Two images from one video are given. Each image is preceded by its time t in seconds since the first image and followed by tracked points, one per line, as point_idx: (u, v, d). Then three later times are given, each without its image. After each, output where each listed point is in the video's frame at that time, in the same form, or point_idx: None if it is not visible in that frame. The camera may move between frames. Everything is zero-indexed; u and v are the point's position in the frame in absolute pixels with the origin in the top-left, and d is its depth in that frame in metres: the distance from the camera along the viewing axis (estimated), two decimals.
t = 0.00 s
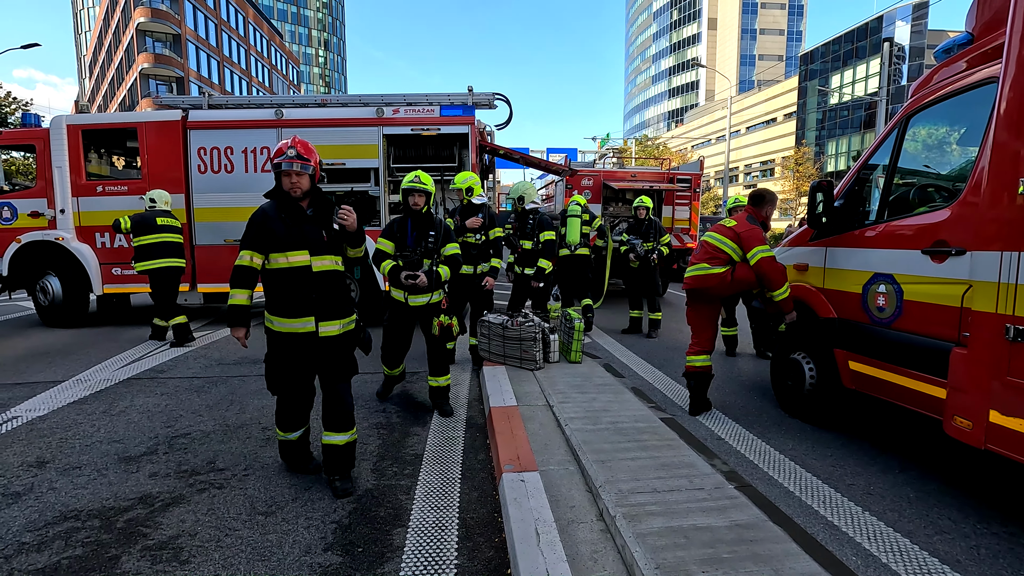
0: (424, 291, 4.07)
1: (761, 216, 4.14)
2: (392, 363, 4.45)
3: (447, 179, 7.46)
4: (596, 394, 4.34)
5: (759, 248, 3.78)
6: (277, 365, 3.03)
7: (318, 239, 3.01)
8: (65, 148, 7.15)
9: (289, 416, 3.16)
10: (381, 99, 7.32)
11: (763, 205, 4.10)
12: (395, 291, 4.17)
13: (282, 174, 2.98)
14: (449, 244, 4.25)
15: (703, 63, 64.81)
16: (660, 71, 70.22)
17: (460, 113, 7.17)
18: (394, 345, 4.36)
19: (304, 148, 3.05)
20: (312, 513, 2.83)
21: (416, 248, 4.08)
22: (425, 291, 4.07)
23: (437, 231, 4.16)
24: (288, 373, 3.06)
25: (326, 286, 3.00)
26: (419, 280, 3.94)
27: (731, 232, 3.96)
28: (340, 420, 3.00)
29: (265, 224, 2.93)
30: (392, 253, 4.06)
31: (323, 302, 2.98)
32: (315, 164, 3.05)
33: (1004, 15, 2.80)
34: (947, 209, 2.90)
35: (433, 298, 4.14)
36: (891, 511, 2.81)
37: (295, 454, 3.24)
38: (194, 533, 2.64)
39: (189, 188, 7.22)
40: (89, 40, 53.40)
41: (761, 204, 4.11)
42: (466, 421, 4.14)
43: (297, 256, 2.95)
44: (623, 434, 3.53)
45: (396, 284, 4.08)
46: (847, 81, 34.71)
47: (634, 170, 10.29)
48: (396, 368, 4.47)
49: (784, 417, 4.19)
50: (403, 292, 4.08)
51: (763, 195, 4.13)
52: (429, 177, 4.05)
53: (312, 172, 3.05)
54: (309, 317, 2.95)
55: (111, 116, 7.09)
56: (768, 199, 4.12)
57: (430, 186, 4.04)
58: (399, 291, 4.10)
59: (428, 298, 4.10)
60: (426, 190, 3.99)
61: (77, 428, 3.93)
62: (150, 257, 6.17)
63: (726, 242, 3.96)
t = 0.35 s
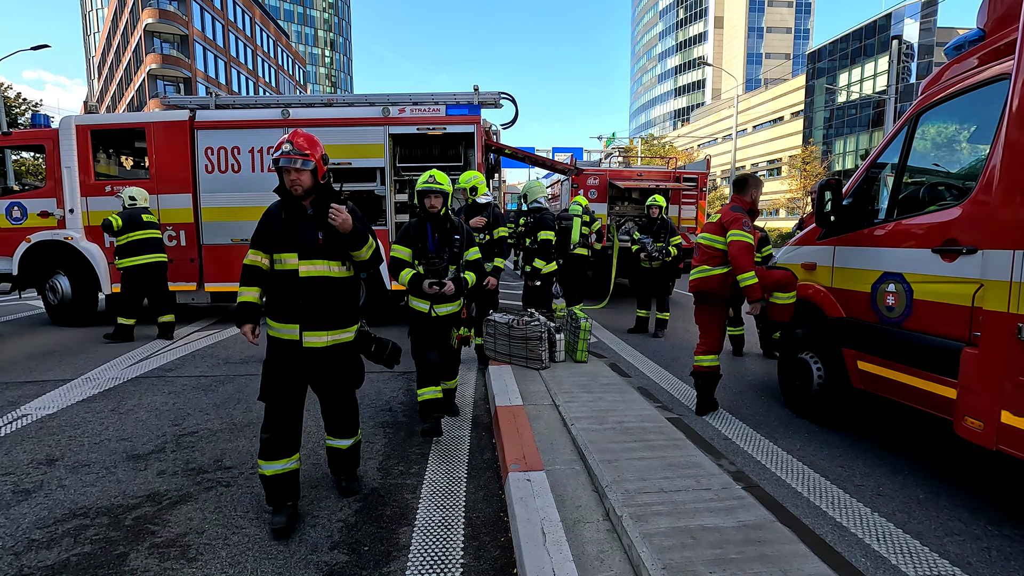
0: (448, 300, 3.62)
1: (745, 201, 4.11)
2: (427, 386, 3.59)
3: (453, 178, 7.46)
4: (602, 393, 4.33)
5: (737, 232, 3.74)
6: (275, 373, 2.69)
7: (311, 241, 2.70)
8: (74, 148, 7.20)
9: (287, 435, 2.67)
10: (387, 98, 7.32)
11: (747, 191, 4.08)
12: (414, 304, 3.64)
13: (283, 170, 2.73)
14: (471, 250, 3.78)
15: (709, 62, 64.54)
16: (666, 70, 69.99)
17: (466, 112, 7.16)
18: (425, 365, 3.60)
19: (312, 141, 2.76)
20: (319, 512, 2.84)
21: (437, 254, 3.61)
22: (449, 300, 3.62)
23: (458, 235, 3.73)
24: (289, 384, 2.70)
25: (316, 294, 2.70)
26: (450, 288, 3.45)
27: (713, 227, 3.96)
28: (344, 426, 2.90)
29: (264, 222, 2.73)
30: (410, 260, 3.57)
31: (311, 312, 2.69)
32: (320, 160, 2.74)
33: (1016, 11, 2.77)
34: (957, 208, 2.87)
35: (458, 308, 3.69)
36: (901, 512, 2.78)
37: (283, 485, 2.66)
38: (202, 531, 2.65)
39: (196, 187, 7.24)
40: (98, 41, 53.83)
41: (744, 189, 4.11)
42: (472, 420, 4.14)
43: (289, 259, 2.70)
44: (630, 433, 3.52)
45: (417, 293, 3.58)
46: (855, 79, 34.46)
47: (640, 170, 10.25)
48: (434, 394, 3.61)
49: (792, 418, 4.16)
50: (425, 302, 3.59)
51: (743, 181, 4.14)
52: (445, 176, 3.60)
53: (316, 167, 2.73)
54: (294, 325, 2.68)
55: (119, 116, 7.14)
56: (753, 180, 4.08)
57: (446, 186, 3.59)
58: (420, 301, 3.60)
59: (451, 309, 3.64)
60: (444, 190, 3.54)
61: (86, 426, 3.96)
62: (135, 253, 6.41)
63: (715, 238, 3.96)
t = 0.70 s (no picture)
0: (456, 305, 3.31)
1: (739, 192, 4.07)
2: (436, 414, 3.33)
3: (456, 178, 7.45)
4: (606, 394, 4.32)
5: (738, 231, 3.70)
6: (240, 404, 2.35)
7: (274, 250, 2.36)
8: (80, 148, 7.23)
9: (262, 469, 2.32)
10: (391, 98, 7.32)
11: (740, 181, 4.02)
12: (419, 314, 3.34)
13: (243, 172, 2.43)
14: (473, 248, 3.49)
15: (713, 61, 64.37)
16: (670, 69, 69.87)
17: (470, 112, 7.15)
18: (433, 387, 3.32)
19: (275, 138, 2.43)
20: (322, 512, 2.83)
21: (440, 256, 3.30)
22: (458, 305, 3.31)
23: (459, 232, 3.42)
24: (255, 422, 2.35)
25: (281, 311, 2.38)
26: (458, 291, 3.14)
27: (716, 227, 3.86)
28: (344, 438, 2.75)
29: (223, 232, 2.40)
30: (409, 265, 3.28)
31: (276, 331, 2.36)
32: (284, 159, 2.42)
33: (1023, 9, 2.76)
34: (964, 207, 2.85)
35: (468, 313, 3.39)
36: (906, 514, 2.76)
37: (265, 524, 2.32)
38: (206, 530, 2.65)
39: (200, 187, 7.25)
40: (103, 42, 54.08)
41: (737, 179, 4.05)
42: (475, 420, 4.13)
43: (248, 272, 2.36)
44: (634, 434, 3.50)
45: (423, 302, 3.29)
46: (860, 78, 34.30)
47: (644, 169, 10.23)
48: (442, 421, 3.35)
49: (797, 418, 4.14)
50: (433, 311, 3.30)
51: (735, 170, 4.06)
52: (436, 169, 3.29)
53: (280, 168, 2.42)
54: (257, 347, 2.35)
55: (124, 116, 7.16)
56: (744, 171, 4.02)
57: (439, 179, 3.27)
58: (427, 309, 3.30)
59: (461, 315, 3.34)
60: (437, 184, 3.24)
61: (90, 425, 3.97)
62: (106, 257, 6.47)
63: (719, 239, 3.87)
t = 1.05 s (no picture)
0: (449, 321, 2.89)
1: (751, 193, 4.04)
2: (460, 427, 2.90)
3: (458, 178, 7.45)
4: (609, 394, 4.31)
5: (762, 239, 3.66)
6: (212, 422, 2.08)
7: (227, 249, 1.95)
8: (83, 149, 7.26)
9: (258, 478, 2.19)
10: (393, 99, 7.32)
11: (756, 181, 3.99)
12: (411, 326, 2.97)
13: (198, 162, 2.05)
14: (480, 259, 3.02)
15: (716, 61, 64.24)
16: (673, 69, 69.76)
17: (472, 112, 7.15)
18: (437, 398, 3.09)
19: (236, 121, 2.05)
20: (323, 512, 2.83)
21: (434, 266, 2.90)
22: (450, 321, 2.89)
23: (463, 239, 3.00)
24: (236, 447, 2.10)
25: (235, 321, 1.98)
26: (446, 308, 2.71)
27: (728, 228, 3.79)
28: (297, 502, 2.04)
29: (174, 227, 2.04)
30: (405, 274, 2.92)
31: (232, 343, 1.98)
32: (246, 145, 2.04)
33: None
34: (969, 207, 2.83)
35: (463, 330, 2.96)
36: (911, 516, 2.75)
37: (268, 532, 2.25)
38: (208, 530, 2.66)
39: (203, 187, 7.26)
40: (107, 43, 54.25)
41: (751, 180, 4.04)
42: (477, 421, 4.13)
43: (200, 273, 1.99)
44: (636, 434, 3.50)
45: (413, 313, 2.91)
46: (864, 77, 34.17)
47: (646, 170, 10.21)
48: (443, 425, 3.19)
49: (800, 419, 4.12)
50: (422, 324, 2.91)
51: (748, 169, 4.02)
52: (439, 166, 2.91)
53: (238, 156, 2.01)
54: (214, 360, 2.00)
55: (128, 117, 7.20)
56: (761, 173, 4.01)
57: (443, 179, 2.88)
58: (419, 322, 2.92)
59: (453, 331, 2.92)
60: (438, 183, 2.84)
61: (93, 425, 3.98)
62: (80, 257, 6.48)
63: (727, 242, 3.81)
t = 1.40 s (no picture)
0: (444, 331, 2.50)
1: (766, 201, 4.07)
2: (465, 461, 2.56)
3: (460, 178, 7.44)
4: (611, 395, 4.30)
5: (776, 246, 3.70)
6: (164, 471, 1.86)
7: (176, 268, 1.75)
8: (87, 149, 7.28)
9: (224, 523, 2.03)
10: (396, 99, 7.31)
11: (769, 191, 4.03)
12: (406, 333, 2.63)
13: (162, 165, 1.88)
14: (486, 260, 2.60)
15: (719, 61, 64.10)
16: (676, 69, 69.64)
17: (475, 112, 7.13)
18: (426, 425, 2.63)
19: (205, 122, 1.88)
20: (324, 512, 2.83)
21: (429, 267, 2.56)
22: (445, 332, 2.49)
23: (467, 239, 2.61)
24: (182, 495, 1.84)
25: (182, 353, 1.76)
26: (441, 315, 2.32)
27: (741, 229, 3.78)
28: None
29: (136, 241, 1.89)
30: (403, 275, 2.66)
31: (180, 380, 1.77)
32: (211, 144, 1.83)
33: None
34: (973, 207, 2.81)
35: (460, 343, 2.56)
36: (914, 518, 2.73)
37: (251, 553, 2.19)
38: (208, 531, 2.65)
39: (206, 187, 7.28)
40: (112, 44, 54.41)
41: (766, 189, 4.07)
42: (479, 421, 4.13)
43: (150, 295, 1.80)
44: (638, 435, 3.49)
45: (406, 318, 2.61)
46: (868, 77, 34.03)
47: (649, 170, 10.18)
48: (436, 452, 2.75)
49: (803, 420, 4.10)
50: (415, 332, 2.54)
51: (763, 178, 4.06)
52: (442, 153, 2.60)
53: (198, 157, 1.81)
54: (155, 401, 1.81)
55: (132, 117, 7.23)
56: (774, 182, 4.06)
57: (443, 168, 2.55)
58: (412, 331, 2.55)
59: (444, 344, 2.51)
60: (439, 170, 2.53)
61: (96, 425, 3.99)
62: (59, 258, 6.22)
63: (739, 241, 3.78)
